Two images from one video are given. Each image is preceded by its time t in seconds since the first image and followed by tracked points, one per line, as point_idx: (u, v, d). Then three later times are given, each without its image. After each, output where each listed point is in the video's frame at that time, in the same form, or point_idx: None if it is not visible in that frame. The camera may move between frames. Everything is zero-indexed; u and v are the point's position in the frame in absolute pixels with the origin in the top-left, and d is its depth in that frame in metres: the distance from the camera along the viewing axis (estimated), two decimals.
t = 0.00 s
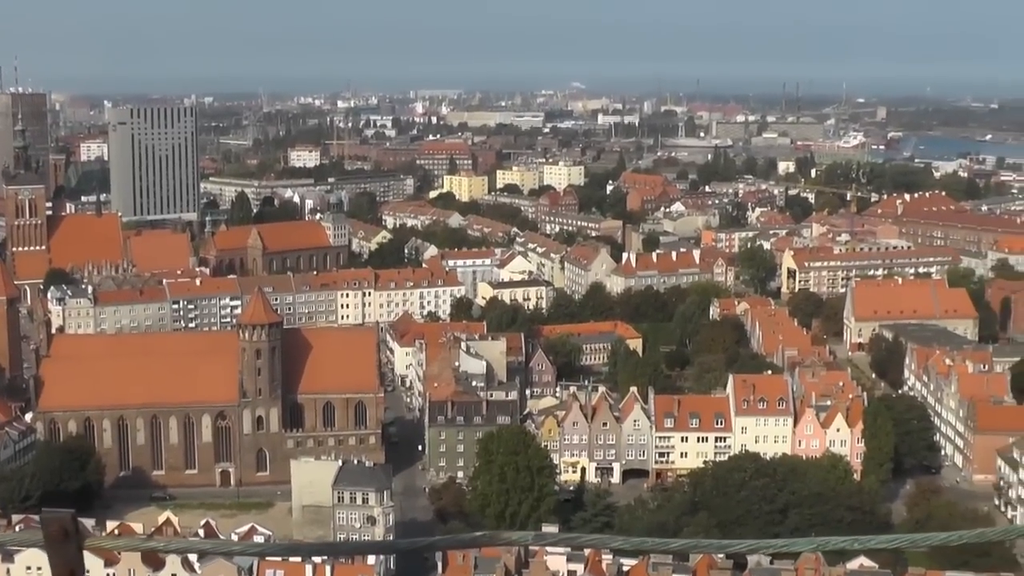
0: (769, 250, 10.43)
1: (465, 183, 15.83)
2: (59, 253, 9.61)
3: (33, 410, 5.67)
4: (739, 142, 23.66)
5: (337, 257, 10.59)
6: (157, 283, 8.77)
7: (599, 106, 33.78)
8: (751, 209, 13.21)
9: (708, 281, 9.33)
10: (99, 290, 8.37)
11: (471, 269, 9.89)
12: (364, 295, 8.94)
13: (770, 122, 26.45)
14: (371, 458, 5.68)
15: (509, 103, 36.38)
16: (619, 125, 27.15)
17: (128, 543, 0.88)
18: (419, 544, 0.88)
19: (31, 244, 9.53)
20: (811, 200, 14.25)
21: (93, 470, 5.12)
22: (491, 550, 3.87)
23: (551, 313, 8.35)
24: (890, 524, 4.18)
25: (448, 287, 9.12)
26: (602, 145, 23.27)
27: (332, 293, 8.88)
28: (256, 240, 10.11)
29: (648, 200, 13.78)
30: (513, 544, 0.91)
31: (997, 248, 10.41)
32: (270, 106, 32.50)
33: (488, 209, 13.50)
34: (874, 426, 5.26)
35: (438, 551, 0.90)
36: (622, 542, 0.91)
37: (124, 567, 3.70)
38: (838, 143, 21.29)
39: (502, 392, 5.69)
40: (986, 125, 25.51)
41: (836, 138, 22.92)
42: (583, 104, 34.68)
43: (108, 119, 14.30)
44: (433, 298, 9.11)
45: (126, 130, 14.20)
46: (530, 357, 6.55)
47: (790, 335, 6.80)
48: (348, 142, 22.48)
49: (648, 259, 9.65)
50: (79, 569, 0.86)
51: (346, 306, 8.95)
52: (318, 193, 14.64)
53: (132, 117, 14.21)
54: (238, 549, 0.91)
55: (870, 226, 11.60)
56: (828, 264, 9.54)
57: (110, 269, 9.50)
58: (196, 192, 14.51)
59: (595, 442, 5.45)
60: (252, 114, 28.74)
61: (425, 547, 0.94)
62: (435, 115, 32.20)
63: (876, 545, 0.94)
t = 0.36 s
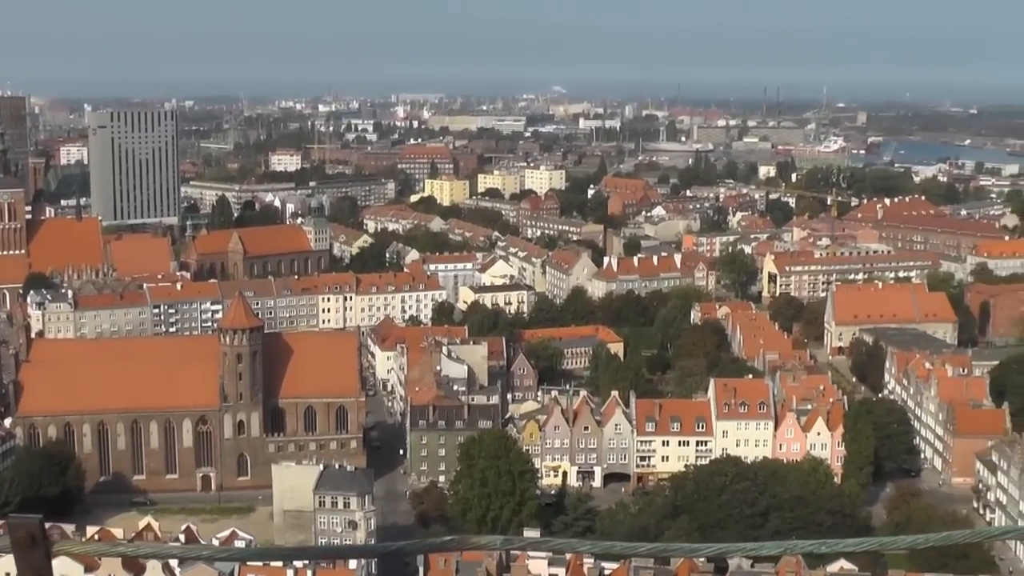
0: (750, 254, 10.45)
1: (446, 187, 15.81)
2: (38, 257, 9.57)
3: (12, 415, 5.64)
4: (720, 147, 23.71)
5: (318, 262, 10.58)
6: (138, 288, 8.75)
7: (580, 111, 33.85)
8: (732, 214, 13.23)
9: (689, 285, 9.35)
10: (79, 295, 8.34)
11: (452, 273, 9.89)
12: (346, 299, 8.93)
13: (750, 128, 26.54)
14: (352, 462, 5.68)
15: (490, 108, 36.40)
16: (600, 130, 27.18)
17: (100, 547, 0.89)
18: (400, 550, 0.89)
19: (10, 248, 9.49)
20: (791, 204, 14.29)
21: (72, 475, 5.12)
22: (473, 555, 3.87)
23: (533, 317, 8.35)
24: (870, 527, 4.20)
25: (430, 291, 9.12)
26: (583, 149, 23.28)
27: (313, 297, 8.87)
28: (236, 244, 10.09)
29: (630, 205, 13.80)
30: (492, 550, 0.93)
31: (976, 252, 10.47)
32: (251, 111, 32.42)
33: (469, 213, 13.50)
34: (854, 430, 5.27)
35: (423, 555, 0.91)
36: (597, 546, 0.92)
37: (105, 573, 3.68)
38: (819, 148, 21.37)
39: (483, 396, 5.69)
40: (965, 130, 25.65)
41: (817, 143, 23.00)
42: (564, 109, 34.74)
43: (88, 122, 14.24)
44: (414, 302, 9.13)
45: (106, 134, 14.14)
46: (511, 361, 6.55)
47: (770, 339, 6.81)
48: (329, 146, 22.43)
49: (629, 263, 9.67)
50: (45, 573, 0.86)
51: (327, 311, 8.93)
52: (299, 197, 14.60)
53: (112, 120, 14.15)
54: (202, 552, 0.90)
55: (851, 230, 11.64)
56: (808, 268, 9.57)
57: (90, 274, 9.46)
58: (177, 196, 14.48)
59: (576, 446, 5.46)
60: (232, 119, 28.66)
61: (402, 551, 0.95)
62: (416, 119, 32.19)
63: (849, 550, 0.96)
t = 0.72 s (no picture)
0: (730, 257, 10.47)
1: (427, 190, 15.80)
2: (19, 261, 9.58)
3: None
4: (700, 151, 23.77)
5: (299, 265, 10.58)
6: (118, 292, 8.74)
7: (561, 114, 33.90)
8: (712, 216, 13.26)
9: (670, 288, 9.36)
10: (59, 299, 8.32)
11: (433, 276, 9.89)
12: (326, 303, 8.93)
13: (730, 132, 26.63)
14: (333, 465, 5.68)
15: (471, 111, 36.43)
16: (581, 133, 27.20)
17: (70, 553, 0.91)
18: (375, 554, 0.92)
19: None
20: (772, 207, 14.33)
21: (53, 480, 5.12)
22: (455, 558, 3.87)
23: (514, 321, 8.36)
24: (851, 529, 4.20)
25: (411, 295, 9.12)
26: (565, 152, 23.30)
27: (294, 301, 8.86)
28: (217, 248, 10.11)
29: (611, 208, 13.83)
30: (468, 554, 0.96)
31: (956, 254, 10.51)
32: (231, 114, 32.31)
33: (450, 217, 13.50)
34: (835, 432, 5.23)
35: (401, 557, 0.94)
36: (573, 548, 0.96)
37: None
38: (799, 151, 21.45)
39: (464, 399, 5.69)
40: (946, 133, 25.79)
41: (798, 146, 23.08)
42: (545, 112, 34.78)
43: (68, 126, 14.21)
44: (395, 305, 9.12)
45: (86, 137, 14.11)
46: (492, 365, 6.56)
47: (751, 341, 6.82)
48: (309, 150, 22.40)
49: (610, 266, 9.68)
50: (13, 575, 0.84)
51: (308, 315, 8.94)
52: (279, 201, 14.57)
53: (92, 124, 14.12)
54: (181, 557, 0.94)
55: (831, 233, 11.68)
56: (789, 270, 9.59)
57: (70, 278, 9.43)
58: (157, 200, 14.53)
59: (558, 449, 5.46)
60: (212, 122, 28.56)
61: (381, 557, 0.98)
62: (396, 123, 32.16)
63: (823, 552, 1.00)
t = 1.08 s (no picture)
0: (712, 259, 10.49)
1: (409, 195, 15.79)
2: None
3: None
4: (682, 154, 23.82)
5: (281, 269, 10.58)
6: (100, 297, 8.72)
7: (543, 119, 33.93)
8: (694, 219, 13.29)
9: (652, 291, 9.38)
10: (40, 305, 8.30)
11: (416, 280, 9.91)
12: (309, 308, 8.92)
13: (712, 135, 26.71)
14: (316, 470, 5.69)
15: (453, 115, 36.44)
16: (562, 136, 27.22)
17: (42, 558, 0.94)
18: (352, 556, 0.94)
19: None
20: (753, 210, 14.38)
21: (35, 487, 5.11)
22: (438, 563, 3.87)
23: (497, 324, 8.37)
24: (834, 530, 4.23)
25: (393, 299, 9.12)
26: (546, 156, 23.30)
27: (276, 306, 8.86)
28: (199, 252, 10.10)
29: (593, 212, 13.85)
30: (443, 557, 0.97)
31: (937, 256, 10.56)
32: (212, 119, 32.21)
33: (432, 221, 13.50)
34: (817, 434, 5.25)
35: (379, 559, 0.97)
36: (538, 550, 0.96)
37: None
38: (781, 155, 21.52)
39: (447, 403, 5.68)
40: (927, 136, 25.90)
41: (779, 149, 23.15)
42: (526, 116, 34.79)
43: (48, 131, 14.17)
44: (378, 310, 9.12)
45: (67, 142, 14.07)
46: (475, 369, 6.58)
47: (733, 343, 6.84)
48: (291, 154, 22.36)
49: (592, 270, 9.71)
50: None
51: (291, 319, 8.93)
52: (262, 206, 14.54)
53: (73, 129, 14.08)
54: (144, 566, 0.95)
55: (813, 236, 11.72)
56: (771, 273, 9.62)
57: (51, 283, 9.40)
58: (139, 206, 14.47)
59: (541, 452, 5.47)
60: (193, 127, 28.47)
61: (369, 556, 1.01)
62: (378, 127, 32.11)
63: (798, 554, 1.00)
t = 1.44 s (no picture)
0: (694, 261, 10.51)
1: (390, 198, 15.77)
2: None
3: None
4: (663, 156, 23.88)
5: (262, 273, 10.58)
6: (79, 302, 8.69)
7: (524, 122, 33.98)
8: (675, 221, 13.32)
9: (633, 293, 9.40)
10: (19, 309, 8.26)
11: (397, 283, 9.90)
12: (290, 311, 8.91)
13: (692, 138, 26.79)
14: (298, 474, 5.69)
15: (433, 118, 36.48)
16: (543, 139, 27.23)
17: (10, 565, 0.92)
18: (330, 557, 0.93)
19: None
20: (734, 212, 14.42)
21: (14, 492, 5.10)
22: (420, 564, 3.87)
23: (478, 327, 8.37)
24: (815, 531, 4.25)
25: (374, 302, 9.14)
26: (527, 159, 23.33)
27: (257, 309, 8.83)
28: (180, 257, 10.08)
29: (574, 214, 13.86)
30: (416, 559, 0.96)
31: (917, 257, 10.60)
32: (193, 123, 32.09)
33: (413, 223, 13.49)
34: (799, 436, 5.26)
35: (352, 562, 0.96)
36: (509, 553, 0.95)
37: None
38: (761, 157, 21.59)
39: (429, 406, 5.70)
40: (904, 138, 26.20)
41: (759, 152, 23.23)
42: (507, 120, 34.84)
43: (27, 136, 14.10)
44: (359, 313, 9.12)
45: (46, 146, 14.01)
46: (457, 371, 6.57)
47: (715, 345, 6.86)
48: (271, 158, 22.30)
49: (573, 272, 9.71)
50: None
51: (271, 323, 8.92)
52: (242, 209, 14.50)
53: (52, 133, 14.03)
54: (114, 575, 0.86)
55: (793, 237, 11.76)
56: (752, 274, 9.64)
57: (30, 288, 9.34)
58: (119, 209, 14.43)
59: (523, 455, 5.46)
60: (174, 131, 28.36)
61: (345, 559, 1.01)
62: (359, 130, 32.04)
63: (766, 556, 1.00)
